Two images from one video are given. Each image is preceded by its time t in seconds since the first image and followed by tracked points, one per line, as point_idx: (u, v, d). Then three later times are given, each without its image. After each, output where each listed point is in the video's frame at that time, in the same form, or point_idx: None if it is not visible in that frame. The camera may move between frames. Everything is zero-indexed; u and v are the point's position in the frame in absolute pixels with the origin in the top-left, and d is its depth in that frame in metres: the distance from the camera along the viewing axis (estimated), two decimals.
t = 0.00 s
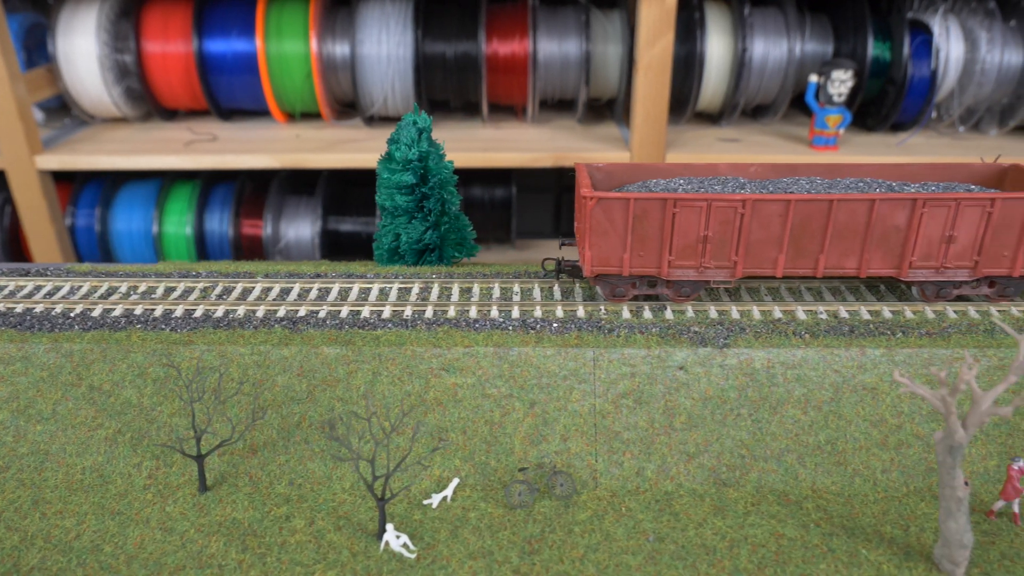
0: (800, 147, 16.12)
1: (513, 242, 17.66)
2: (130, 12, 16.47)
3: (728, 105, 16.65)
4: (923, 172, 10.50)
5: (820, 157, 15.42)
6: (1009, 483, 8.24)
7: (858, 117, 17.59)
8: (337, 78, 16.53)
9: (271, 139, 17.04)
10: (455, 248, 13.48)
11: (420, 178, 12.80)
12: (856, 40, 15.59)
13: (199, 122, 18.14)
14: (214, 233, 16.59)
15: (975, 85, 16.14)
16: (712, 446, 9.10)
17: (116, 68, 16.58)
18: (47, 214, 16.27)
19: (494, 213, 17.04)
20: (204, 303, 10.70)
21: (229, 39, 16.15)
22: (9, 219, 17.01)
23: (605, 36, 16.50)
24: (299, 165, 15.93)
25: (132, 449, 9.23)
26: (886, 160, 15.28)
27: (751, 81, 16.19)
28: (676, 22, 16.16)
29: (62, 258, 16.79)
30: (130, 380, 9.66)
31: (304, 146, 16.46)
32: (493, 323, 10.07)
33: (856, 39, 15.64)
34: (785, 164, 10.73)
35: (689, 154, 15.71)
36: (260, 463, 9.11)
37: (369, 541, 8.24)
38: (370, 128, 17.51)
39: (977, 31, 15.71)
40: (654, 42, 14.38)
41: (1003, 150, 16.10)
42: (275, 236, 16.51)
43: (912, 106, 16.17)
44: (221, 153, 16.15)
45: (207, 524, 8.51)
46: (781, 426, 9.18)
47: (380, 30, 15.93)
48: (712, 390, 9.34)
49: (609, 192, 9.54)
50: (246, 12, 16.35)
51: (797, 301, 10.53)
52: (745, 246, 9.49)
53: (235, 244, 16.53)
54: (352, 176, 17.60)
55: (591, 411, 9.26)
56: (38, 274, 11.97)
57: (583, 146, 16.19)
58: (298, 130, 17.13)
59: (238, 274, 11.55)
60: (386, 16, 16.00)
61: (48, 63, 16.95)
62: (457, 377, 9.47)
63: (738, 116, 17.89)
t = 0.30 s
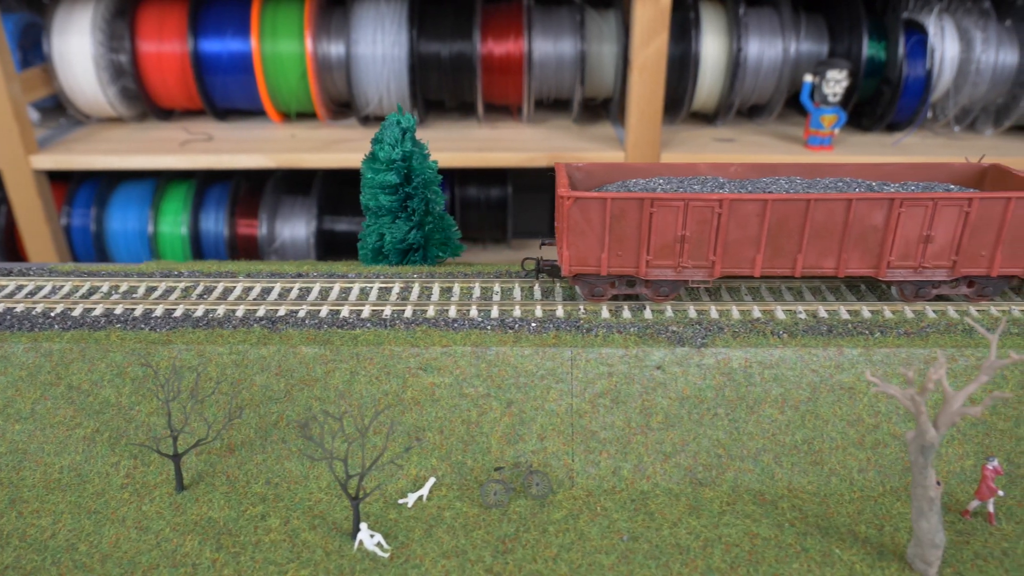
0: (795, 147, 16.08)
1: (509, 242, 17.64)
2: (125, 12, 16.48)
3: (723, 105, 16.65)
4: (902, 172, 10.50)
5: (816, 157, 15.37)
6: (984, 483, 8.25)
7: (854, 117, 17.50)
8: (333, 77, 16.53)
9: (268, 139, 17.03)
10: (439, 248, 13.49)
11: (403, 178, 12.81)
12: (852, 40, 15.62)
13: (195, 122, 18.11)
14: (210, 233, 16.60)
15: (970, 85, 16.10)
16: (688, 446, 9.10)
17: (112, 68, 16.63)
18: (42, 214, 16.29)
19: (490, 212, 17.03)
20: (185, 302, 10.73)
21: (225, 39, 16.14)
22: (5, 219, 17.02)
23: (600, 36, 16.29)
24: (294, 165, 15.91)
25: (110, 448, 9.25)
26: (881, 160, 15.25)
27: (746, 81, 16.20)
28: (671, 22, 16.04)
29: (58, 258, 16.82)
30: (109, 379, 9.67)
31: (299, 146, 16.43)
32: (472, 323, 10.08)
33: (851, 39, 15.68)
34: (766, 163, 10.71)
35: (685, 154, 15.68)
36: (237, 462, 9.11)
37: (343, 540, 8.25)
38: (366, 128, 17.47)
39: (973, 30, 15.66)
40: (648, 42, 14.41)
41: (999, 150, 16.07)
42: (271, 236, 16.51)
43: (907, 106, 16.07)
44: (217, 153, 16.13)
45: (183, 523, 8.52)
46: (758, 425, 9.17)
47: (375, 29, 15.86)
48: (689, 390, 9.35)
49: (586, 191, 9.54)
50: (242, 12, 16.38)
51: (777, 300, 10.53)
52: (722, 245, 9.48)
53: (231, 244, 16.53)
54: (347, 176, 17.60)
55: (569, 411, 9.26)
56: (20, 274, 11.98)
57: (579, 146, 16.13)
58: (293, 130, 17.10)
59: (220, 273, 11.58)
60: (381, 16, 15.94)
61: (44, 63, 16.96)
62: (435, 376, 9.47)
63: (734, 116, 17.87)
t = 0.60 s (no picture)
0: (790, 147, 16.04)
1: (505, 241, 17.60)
2: (120, 12, 16.49)
3: (718, 105, 16.60)
4: (881, 171, 10.51)
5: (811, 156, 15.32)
6: (957, 482, 8.25)
7: (848, 116, 17.51)
8: (328, 77, 16.52)
9: (263, 140, 17.02)
10: (423, 247, 13.51)
11: (386, 177, 12.83)
12: (847, 40, 15.58)
13: (191, 122, 18.10)
14: (205, 233, 16.59)
15: (965, 84, 16.10)
16: (664, 445, 9.09)
17: (107, 67, 16.61)
18: (37, 214, 16.30)
19: (486, 213, 16.98)
20: (164, 302, 10.75)
21: (219, 39, 16.14)
22: None
23: (595, 36, 16.20)
24: (288, 165, 15.90)
25: (87, 447, 9.24)
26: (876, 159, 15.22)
27: (742, 81, 16.07)
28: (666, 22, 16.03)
29: (54, 258, 16.84)
30: (87, 378, 9.69)
31: (294, 146, 16.42)
32: (449, 323, 10.09)
33: (846, 39, 15.66)
34: (743, 163, 10.74)
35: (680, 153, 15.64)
36: (213, 461, 9.12)
37: (316, 539, 8.27)
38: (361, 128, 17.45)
39: (967, 30, 15.66)
40: (643, 42, 14.36)
41: (994, 150, 15.85)
42: (266, 236, 16.48)
43: (902, 106, 16.07)
44: (211, 153, 16.13)
45: (157, 522, 8.53)
46: (733, 425, 9.18)
47: (369, 29, 15.86)
48: (665, 389, 9.36)
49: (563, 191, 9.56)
50: (236, 12, 16.36)
51: (756, 300, 10.53)
52: (698, 245, 9.49)
53: (226, 243, 16.51)
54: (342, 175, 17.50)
55: (544, 410, 9.27)
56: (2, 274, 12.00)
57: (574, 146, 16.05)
58: (288, 129, 17.08)
59: (201, 273, 11.60)
60: (376, 16, 15.93)
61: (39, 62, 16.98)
62: (411, 376, 9.50)
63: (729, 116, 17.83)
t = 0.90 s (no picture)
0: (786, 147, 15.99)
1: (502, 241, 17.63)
2: (115, 12, 16.47)
3: (713, 106, 16.52)
4: (859, 171, 10.56)
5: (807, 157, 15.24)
6: (931, 482, 8.25)
7: (844, 117, 17.44)
8: (323, 77, 16.52)
9: (258, 140, 16.97)
10: (407, 247, 13.52)
11: (370, 177, 12.84)
12: (842, 40, 15.46)
13: (187, 122, 18.07)
14: (201, 233, 16.59)
15: (960, 84, 16.06)
16: (640, 445, 9.10)
17: (102, 67, 16.61)
18: (33, 214, 16.30)
19: (482, 212, 17.00)
20: (145, 301, 10.78)
21: (214, 39, 16.14)
22: None
23: (590, 35, 16.23)
24: (284, 165, 15.86)
25: (65, 446, 9.25)
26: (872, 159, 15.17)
27: (736, 81, 16.17)
28: (661, 22, 15.95)
29: (49, 258, 16.84)
30: (65, 378, 9.70)
31: (290, 146, 16.38)
32: (427, 322, 10.10)
33: (840, 39, 15.56)
34: (723, 163, 10.76)
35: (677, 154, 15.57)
36: (190, 461, 9.13)
37: (290, 539, 8.28)
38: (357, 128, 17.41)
39: (962, 30, 15.70)
40: (637, 42, 14.33)
41: (990, 150, 15.80)
42: (261, 235, 16.45)
43: (897, 106, 15.93)
44: (206, 153, 16.10)
45: (132, 521, 8.55)
46: (710, 425, 9.19)
47: (364, 29, 15.90)
48: (642, 389, 9.36)
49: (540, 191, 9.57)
50: (232, 12, 16.33)
51: (735, 300, 10.54)
52: (676, 245, 9.49)
53: (221, 244, 16.53)
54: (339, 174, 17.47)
55: (521, 410, 9.28)
56: None
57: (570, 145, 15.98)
58: (284, 130, 17.05)
59: (183, 272, 11.63)
60: (371, 16, 15.97)
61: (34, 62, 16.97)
62: (389, 375, 9.51)
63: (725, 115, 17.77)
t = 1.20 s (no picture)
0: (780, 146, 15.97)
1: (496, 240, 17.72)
2: (110, 12, 16.45)
3: (708, 105, 16.47)
4: (836, 171, 10.57)
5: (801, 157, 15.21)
6: (903, 482, 8.26)
7: (839, 117, 17.40)
8: (318, 77, 16.48)
9: (259, 139, 16.99)
10: (391, 247, 13.55)
11: (352, 177, 12.86)
12: (837, 40, 15.52)
13: (182, 122, 18.07)
14: (196, 232, 16.59)
15: (955, 84, 16.01)
16: (615, 444, 9.10)
17: (97, 67, 16.60)
18: (27, 213, 16.24)
19: (477, 212, 17.06)
20: (124, 301, 10.81)
21: (210, 39, 16.10)
22: None
23: (585, 35, 16.11)
24: (278, 164, 15.84)
25: (42, 445, 9.25)
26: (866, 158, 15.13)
27: (731, 81, 16.02)
28: (656, 22, 15.88)
29: (44, 258, 16.80)
30: (43, 377, 9.72)
31: (285, 145, 16.38)
32: (404, 322, 10.12)
33: (835, 38, 15.62)
34: (701, 163, 10.77)
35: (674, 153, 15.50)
36: (166, 460, 9.15)
37: (263, 537, 8.30)
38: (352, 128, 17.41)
39: (957, 30, 15.59)
40: (631, 42, 14.21)
41: (984, 149, 15.78)
42: (256, 235, 16.48)
43: (892, 106, 15.96)
44: (201, 152, 16.08)
45: (106, 520, 8.56)
46: (685, 424, 9.19)
47: (359, 30, 15.82)
48: (617, 389, 9.38)
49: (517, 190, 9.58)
50: (228, 12, 16.34)
51: (714, 300, 10.55)
52: (651, 244, 9.50)
53: (217, 243, 16.52)
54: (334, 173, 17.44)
55: (497, 409, 9.29)
56: None
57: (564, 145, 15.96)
58: (279, 129, 17.05)
59: (164, 271, 11.67)
60: (365, 17, 15.89)
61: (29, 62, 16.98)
62: (365, 375, 9.54)
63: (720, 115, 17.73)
